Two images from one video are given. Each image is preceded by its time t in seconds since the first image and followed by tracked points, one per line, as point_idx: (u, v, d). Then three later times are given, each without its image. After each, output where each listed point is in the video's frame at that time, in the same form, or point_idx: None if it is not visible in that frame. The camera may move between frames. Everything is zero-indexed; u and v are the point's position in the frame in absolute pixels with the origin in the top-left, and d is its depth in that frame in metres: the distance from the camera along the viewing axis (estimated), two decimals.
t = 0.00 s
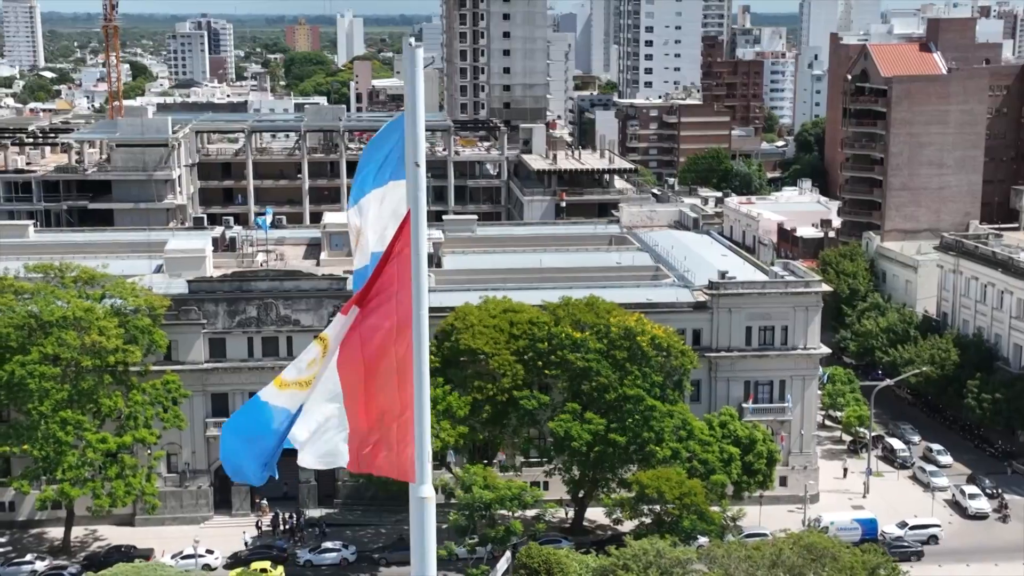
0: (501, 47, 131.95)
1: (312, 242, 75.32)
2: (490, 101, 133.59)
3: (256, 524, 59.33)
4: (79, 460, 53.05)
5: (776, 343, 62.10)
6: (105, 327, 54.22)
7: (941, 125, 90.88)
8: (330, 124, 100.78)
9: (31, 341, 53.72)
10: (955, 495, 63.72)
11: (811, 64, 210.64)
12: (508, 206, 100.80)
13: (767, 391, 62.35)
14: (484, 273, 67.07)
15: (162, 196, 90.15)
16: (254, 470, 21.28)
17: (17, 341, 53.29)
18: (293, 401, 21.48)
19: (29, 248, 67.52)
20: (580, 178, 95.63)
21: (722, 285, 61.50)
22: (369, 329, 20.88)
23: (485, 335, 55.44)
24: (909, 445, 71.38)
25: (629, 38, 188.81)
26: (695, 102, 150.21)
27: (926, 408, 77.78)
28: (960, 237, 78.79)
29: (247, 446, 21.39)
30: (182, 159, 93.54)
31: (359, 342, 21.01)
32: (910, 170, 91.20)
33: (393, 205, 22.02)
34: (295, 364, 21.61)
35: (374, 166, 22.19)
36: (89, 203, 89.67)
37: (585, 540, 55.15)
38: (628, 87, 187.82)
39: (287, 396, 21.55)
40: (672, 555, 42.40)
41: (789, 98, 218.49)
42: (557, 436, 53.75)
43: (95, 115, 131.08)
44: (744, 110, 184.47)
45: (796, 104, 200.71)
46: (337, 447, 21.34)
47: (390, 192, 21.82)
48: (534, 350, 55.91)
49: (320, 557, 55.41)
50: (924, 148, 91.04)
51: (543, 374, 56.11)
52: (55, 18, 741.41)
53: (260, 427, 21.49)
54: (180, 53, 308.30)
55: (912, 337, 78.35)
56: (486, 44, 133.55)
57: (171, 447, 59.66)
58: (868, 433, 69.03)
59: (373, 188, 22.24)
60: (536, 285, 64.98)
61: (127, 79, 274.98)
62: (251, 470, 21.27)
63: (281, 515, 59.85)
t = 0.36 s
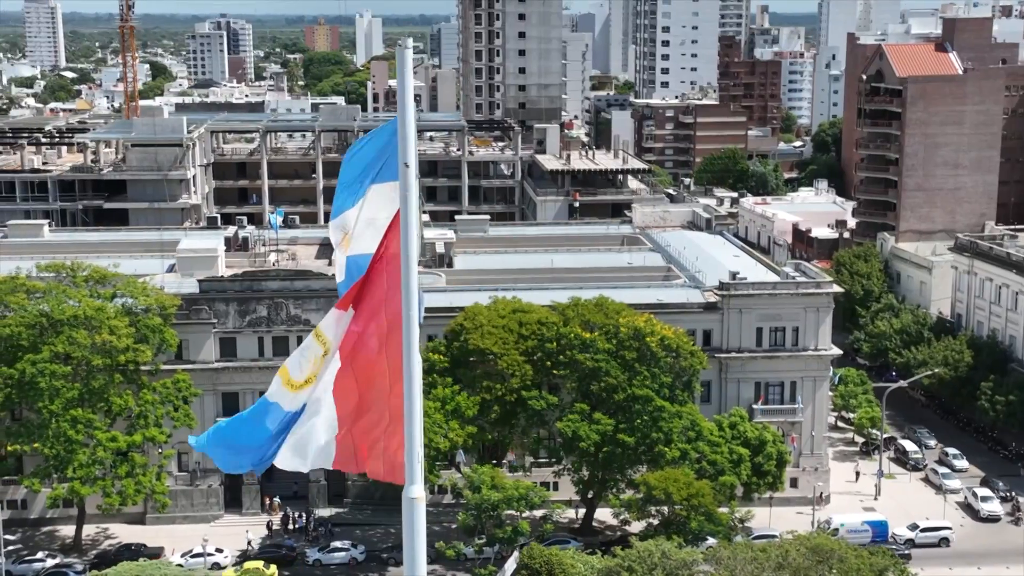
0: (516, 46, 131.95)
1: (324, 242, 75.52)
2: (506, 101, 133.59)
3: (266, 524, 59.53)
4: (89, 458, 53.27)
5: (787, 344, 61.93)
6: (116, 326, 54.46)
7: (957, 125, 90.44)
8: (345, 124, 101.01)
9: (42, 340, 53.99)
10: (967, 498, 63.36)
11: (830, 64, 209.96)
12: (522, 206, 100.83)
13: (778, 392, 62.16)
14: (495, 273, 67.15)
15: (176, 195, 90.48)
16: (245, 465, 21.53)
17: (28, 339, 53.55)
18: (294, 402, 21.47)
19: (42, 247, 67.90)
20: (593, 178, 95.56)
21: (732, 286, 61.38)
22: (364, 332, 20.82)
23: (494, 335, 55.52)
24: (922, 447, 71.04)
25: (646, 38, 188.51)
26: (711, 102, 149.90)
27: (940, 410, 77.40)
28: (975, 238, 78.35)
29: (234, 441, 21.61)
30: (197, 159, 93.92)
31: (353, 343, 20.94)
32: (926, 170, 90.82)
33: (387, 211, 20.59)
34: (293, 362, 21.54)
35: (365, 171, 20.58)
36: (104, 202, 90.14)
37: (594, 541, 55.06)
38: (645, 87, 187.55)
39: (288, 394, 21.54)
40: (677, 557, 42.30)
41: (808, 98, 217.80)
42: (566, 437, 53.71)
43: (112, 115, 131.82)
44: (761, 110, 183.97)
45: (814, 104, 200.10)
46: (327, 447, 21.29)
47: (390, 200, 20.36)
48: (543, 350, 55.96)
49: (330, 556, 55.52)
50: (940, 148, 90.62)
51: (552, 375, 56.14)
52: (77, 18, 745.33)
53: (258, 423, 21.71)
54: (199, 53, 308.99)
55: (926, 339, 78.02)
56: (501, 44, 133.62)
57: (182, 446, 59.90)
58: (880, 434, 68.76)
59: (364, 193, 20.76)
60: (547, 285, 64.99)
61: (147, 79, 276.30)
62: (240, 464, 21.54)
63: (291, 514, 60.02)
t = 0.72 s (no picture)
0: (531, 47, 131.93)
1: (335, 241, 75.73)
2: (521, 102, 133.67)
3: (275, 523, 59.76)
4: (99, 457, 53.50)
5: (796, 346, 61.75)
6: (126, 325, 54.63)
7: (972, 126, 89.98)
8: (358, 124, 101.23)
9: (52, 338, 54.26)
10: (978, 500, 63.03)
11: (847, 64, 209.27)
12: (535, 206, 100.84)
13: (788, 393, 61.96)
14: (505, 274, 67.21)
15: (190, 195, 90.85)
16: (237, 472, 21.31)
17: (38, 338, 53.78)
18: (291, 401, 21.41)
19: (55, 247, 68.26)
20: (607, 178, 95.57)
21: (742, 287, 61.23)
22: (354, 332, 21.06)
23: (502, 335, 55.54)
24: (934, 449, 70.74)
25: (662, 39, 188.35)
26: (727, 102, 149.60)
27: (952, 412, 77.05)
28: (989, 239, 77.99)
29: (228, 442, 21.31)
30: (211, 158, 94.23)
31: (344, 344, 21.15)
32: (940, 171, 90.46)
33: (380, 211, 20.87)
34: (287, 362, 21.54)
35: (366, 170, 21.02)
36: (118, 202, 90.55)
37: (602, 541, 54.95)
38: (661, 87, 187.37)
39: (285, 393, 21.44)
40: (681, 558, 42.63)
41: (825, 99, 217.08)
42: (573, 437, 53.63)
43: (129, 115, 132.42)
44: (778, 111, 183.60)
45: (831, 104, 199.48)
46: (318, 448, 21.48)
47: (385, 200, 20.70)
48: (551, 350, 55.95)
49: (338, 555, 55.62)
50: (955, 149, 90.20)
51: (560, 375, 56.13)
52: (98, 19, 749.04)
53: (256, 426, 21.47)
54: (217, 53, 309.82)
55: (939, 340, 77.73)
56: (516, 44, 133.65)
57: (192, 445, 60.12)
58: (891, 436, 68.52)
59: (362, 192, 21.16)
60: (556, 285, 65.02)
61: (165, 79, 277.45)
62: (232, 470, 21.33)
63: (300, 513, 60.18)
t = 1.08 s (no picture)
0: (546, 47, 131.86)
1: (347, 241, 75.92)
2: (535, 102, 133.63)
3: (284, 522, 59.90)
4: (108, 455, 53.64)
5: (806, 346, 61.53)
6: (135, 324, 54.96)
7: (986, 126, 89.60)
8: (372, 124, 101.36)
9: (62, 337, 54.45)
10: (990, 502, 62.69)
11: (864, 64, 208.56)
12: (548, 206, 100.81)
13: (798, 394, 61.74)
14: (516, 274, 67.23)
15: (204, 194, 91.16)
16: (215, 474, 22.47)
17: (49, 336, 54.04)
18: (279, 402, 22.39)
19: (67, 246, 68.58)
20: (620, 178, 95.47)
21: (750, 288, 61.13)
22: (346, 330, 21.64)
23: (510, 335, 55.49)
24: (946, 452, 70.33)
25: (678, 39, 188.04)
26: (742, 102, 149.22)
27: (965, 413, 76.68)
28: (1003, 240, 77.61)
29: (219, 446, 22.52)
30: (224, 158, 94.49)
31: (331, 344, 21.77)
32: (954, 172, 90.16)
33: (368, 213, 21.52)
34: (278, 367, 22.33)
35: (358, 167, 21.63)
36: (133, 201, 90.88)
37: (610, 542, 54.85)
38: (677, 87, 187.13)
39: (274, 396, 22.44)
40: (685, 558, 42.58)
41: (842, 99, 216.36)
42: (580, 437, 53.56)
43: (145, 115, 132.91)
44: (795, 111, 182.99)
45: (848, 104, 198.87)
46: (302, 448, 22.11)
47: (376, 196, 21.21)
48: (559, 350, 55.88)
49: (346, 554, 55.67)
50: (969, 150, 89.87)
51: (567, 375, 56.06)
52: (118, 19, 752.16)
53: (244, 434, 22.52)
54: (236, 53, 310.32)
55: (951, 341, 77.41)
56: (531, 44, 133.66)
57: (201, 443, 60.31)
58: (902, 437, 68.22)
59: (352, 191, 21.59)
60: (566, 286, 65.00)
61: (184, 79, 278.42)
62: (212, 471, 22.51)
63: (309, 512, 60.30)
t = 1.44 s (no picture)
0: (560, 47, 131.73)
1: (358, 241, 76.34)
2: (549, 102, 133.58)
3: (292, 520, 60.12)
4: (117, 453, 53.63)
5: (816, 347, 61.34)
6: (144, 322, 55.26)
7: (1001, 126, 89.07)
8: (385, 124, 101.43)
9: (72, 335, 54.59)
10: (1001, 504, 62.31)
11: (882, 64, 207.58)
12: (561, 206, 100.79)
13: (807, 395, 61.58)
14: (526, 274, 67.26)
15: (218, 194, 91.51)
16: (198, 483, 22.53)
17: (58, 334, 54.14)
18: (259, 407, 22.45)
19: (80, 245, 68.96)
20: (633, 178, 95.37)
21: (761, 288, 60.89)
22: (334, 330, 21.97)
23: (517, 334, 55.47)
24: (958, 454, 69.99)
25: (694, 39, 187.71)
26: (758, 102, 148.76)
27: (978, 415, 76.26)
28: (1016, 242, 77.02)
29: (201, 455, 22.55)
30: (238, 157, 94.87)
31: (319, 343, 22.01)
32: (969, 172, 89.82)
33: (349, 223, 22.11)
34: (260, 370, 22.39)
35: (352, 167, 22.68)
36: (146, 201, 91.32)
37: (617, 542, 54.73)
38: (693, 87, 186.84)
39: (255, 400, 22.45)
40: (689, 558, 42.41)
41: (860, 99, 215.50)
42: (586, 437, 53.46)
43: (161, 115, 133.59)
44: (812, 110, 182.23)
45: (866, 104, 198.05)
46: (292, 449, 22.43)
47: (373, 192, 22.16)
48: (566, 350, 55.88)
49: (354, 553, 55.81)
50: (984, 150, 89.45)
51: (574, 376, 56.04)
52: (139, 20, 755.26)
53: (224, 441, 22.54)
54: (254, 53, 310.73)
55: (965, 342, 77.05)
56: (545, 44, 133.69)
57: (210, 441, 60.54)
58: (914, 439, 67.89)
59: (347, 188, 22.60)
60: (575, 285, 64.99)
61: (202, 79, 279.45)
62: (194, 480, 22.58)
63: (317, 511, 60.40)
